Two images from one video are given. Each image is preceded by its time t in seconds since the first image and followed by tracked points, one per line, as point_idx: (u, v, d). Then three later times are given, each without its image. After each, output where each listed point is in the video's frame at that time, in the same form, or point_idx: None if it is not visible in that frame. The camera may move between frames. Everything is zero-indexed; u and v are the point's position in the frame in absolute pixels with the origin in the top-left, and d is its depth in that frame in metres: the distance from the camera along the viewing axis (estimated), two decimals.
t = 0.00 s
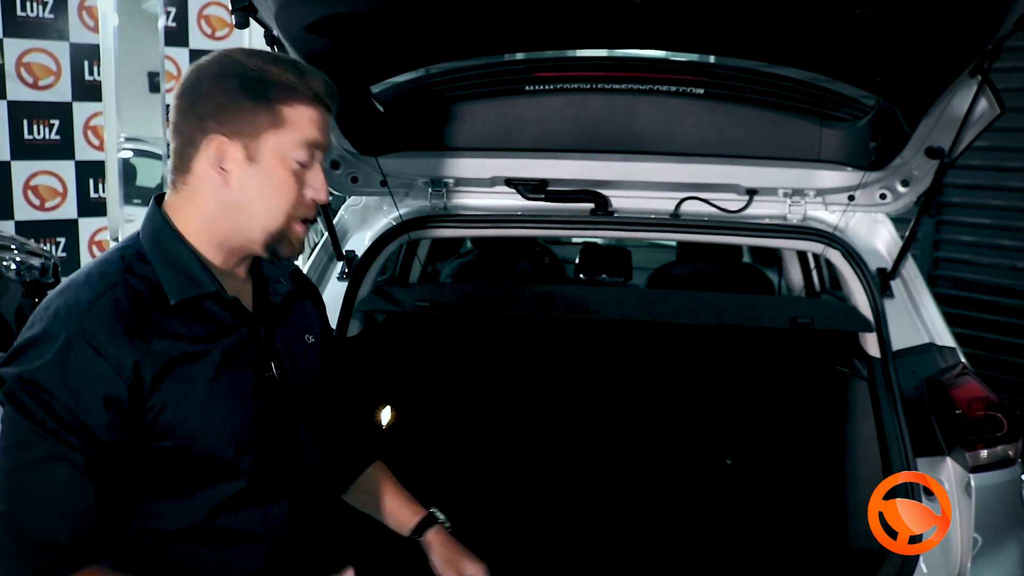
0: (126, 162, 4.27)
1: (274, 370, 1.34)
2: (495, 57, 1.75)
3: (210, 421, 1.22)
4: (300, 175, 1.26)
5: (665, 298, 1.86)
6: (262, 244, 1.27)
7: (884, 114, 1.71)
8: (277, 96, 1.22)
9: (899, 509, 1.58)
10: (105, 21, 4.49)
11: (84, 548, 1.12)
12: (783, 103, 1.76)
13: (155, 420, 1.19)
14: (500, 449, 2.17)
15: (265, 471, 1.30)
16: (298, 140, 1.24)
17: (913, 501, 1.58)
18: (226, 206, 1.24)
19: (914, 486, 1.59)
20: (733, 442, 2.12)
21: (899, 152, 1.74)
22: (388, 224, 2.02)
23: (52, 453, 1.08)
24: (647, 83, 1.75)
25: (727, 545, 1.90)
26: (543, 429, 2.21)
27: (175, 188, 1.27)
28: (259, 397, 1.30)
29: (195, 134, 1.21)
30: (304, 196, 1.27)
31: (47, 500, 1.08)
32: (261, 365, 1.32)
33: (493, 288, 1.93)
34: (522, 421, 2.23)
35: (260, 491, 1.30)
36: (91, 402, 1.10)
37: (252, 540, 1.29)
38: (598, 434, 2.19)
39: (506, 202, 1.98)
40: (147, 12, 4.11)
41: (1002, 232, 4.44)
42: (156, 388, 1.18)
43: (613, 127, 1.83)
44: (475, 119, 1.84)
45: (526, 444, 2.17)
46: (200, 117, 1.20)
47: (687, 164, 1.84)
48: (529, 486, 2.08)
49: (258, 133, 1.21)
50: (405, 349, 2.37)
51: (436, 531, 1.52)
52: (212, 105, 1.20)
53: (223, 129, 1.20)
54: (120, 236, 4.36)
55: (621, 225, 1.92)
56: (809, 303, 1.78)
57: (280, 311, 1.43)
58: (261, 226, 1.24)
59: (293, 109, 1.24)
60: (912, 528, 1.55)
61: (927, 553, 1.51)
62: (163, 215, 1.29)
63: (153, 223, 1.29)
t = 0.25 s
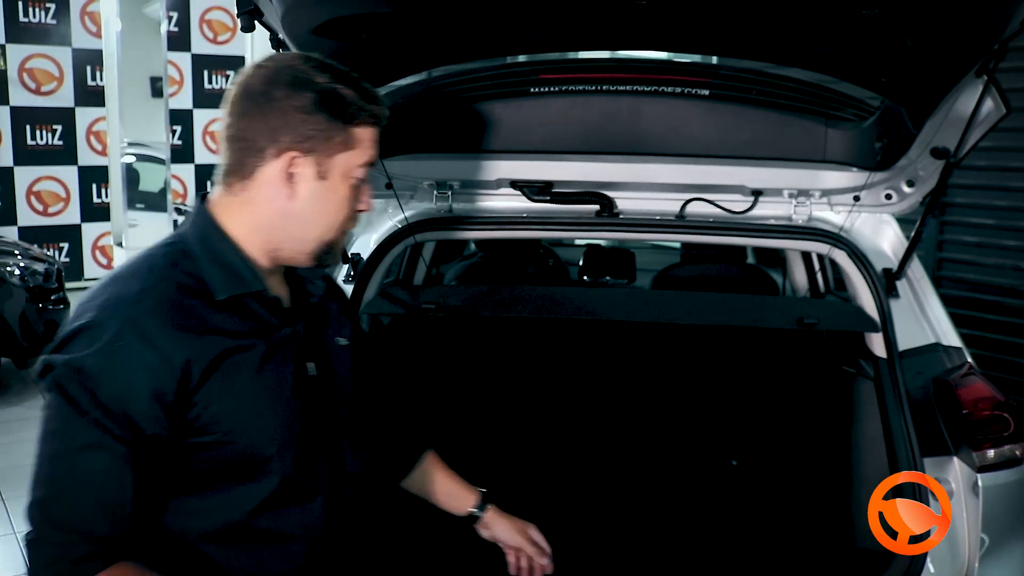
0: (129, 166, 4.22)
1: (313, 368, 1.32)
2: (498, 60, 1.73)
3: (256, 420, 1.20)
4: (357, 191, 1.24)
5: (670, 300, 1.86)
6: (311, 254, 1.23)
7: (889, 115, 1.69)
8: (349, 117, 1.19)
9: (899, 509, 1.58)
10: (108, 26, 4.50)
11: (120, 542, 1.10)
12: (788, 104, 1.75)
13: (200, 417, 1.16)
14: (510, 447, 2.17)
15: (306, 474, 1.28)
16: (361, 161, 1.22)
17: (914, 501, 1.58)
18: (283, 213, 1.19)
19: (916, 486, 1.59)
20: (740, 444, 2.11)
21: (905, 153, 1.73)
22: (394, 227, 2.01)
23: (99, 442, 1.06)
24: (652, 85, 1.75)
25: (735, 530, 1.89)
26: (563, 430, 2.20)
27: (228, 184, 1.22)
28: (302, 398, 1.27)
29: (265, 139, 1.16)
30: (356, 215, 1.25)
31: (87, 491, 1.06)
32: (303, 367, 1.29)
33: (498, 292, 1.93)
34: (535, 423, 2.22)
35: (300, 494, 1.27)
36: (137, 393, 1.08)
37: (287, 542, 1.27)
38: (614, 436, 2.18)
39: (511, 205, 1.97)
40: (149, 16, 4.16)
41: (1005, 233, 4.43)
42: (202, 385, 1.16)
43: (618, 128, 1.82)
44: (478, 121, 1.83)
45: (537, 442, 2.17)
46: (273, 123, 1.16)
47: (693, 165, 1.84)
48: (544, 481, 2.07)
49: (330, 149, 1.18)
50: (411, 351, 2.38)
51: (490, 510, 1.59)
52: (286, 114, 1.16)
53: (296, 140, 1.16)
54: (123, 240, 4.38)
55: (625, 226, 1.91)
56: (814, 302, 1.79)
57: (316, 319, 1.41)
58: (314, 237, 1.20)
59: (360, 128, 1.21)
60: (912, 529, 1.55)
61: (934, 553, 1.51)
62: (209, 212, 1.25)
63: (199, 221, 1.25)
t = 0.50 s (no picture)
0: (119, 164, 4.21)
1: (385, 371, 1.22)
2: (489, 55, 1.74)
3: (337, 410, 1.13)
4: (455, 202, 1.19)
5: (661, 295, 1.87)
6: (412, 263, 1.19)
7: (880, 110, 1.73)
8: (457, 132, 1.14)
9: (900, 509, 1.51)
10: (94, 24, 4.48)
11: (173, 509, 1.03)
12: (777, 98, 1.77)
13: (275, 393, 1.10)
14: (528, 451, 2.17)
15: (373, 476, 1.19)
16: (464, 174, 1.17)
17: (913, 501, 1.53)
18: (386, 220, 1.15)
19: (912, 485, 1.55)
20: (732, 438, 2.11)
21: (894, 146, 1.76)
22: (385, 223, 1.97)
23: (181, 400, 1.00)
24: (642, 80, 1.77)
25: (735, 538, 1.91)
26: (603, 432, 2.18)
27: (332, 185, 1.16)
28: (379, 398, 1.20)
29: (376, 151, 1.11)
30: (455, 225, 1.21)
31: (159, 448, 1.00)
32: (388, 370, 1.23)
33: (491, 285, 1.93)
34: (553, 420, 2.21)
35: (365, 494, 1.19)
36: (225, 361, 1.03)
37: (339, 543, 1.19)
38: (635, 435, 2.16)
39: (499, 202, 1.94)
40: (137, 15, 4.15)
41: (995, 227, 4.35)
42: (288, 362, 1.09)
43: (611, 122, 1.85)
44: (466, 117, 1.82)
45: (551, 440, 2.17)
46: (384, 135, 1.11)
47: (684, 160, 1.86)
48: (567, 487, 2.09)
49: (441, 163, 1.13)
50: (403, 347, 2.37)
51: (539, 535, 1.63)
52: (398, 127, 1.11)
53: (408, 153, 1.11)
54: (111, 238, 4.37)
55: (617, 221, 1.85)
56: (808, 295, 1.77)
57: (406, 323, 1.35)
58: (416, 248, 1.16)
59: (464, 145, 1.16)
60: (912, 529, 1.50)
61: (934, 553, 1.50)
62: (313, 204, 1.20)
63: (303, 207, 1.20)
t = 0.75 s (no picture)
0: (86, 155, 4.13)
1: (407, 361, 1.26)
2: (457, 40, 1.73)
3: (358, 393, 1.19)
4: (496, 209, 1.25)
5: (632, 279, 1.91)
6: (446, 260, 1.25)
7: (847, 94, 1.75)
8: (508, 143, 1.21)
9: (899, 509, 1.55)
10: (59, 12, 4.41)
11: (180, 468, 1.07)
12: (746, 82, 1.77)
13: (303, 365, 1.16)
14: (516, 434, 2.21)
15: (382, 464, 1.24)
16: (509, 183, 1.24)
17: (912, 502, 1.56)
18: (430, 216, 1.21)
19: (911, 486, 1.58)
20: (703, 423, 2.16)
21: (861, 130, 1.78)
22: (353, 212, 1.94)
23: (210, 361, 1.05)
24: (611, 65, 1.76)
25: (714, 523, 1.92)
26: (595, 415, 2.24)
27: (382, 174, 1.22)
28: (402, 385, 1.26)
29: (429, 147, 1.18)
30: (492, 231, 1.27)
31: (180, 402, 1.04)
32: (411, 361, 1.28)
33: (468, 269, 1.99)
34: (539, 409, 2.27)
35: (371, 479, 1.23)
36: (257, 333, 1.09)
37: (336, 523, 1.24)
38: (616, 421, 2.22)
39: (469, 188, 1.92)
40: (105, 4, 4.07)
41: (961, 211, 4.37)
42: (316, 339, 1.15)
43: (580, 106, 1.84)
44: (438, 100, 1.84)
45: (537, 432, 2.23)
46: (439, 134, 1.17)
47: (654, 145, 1.88)
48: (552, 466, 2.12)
49: (489, 169, 1.20)
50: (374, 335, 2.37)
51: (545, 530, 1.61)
52: (454, 129, 1.18)
53: (460, 155, 1.18)
54: (78, 230, 4.30)
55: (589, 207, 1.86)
56: (777, 279, 1.83)
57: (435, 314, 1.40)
58: (453, 245, 1.23)
59: (514, 157, 1.23)
60: (912, 528, 1.52)
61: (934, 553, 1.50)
62: (360, 188, 1.25)
63: (348, 189, 1.25)
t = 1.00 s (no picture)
0: (59, 142, 4.11)
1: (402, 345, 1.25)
2: (433, 24, 1.74)
3: (356, 380, 1.18)
4: (493, 185, 1.24)
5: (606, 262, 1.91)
6: (443, 240, 1.23)
7: (819, 76, 1.77)
8: (500, 117, 1.19)
9: (899, 509, 1.55)
10: None
11: (179, 461, 1.06)
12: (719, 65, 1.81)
13: (302, 354, 1.14)
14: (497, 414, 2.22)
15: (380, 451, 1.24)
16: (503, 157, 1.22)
17: (912, 501, 1.55)
18: (425, 196, 1.20)
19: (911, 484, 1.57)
20: (677, 404, 2.21)
21: (834, 114, 1.78)
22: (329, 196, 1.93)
23: (210, 351, 1.03)
24: (584, 48, 1.77)
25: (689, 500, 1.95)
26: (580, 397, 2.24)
27: (375, 157, 1.21)
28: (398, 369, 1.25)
29: (421, 127, 1.16)
30: (487, 207, 1.25)
31: (180, 394, 1.03)
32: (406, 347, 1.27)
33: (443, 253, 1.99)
34: (520, 388, 2.27)
35: (369, 467, 1.23)
36: (256, 322, 1.07)
37: (335, 510, 1.24)
38: (596, 403, 2.23)
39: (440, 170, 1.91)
40: None
41: (935, 196, 4.41)
42: (315, 327, 1.14)
43: (553, 91, 1.84)
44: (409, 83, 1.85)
45: (520, 413, 2.23)
46: (430, 112, 1.15)
47: (627, 128, 1.87)
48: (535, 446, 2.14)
49: (481, 144, 1.18)
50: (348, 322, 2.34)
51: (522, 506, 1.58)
52: (444, 106, 1.16)
53: (452, 132, 1.16)
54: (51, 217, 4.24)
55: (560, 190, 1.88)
56: (750, 262, 1.87)
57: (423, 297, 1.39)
58: (449, 224, 1.21)
59: (509, 131, 1.21)
60: (912, 528, 1.52)
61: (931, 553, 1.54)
62: (353, 172, 1.24)
63: (342, 173, 1.24)
